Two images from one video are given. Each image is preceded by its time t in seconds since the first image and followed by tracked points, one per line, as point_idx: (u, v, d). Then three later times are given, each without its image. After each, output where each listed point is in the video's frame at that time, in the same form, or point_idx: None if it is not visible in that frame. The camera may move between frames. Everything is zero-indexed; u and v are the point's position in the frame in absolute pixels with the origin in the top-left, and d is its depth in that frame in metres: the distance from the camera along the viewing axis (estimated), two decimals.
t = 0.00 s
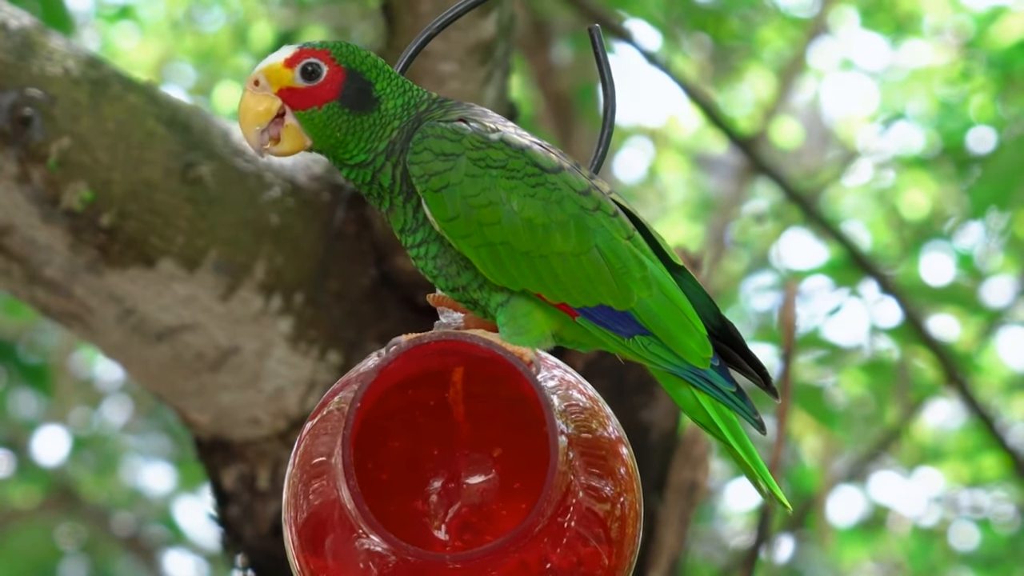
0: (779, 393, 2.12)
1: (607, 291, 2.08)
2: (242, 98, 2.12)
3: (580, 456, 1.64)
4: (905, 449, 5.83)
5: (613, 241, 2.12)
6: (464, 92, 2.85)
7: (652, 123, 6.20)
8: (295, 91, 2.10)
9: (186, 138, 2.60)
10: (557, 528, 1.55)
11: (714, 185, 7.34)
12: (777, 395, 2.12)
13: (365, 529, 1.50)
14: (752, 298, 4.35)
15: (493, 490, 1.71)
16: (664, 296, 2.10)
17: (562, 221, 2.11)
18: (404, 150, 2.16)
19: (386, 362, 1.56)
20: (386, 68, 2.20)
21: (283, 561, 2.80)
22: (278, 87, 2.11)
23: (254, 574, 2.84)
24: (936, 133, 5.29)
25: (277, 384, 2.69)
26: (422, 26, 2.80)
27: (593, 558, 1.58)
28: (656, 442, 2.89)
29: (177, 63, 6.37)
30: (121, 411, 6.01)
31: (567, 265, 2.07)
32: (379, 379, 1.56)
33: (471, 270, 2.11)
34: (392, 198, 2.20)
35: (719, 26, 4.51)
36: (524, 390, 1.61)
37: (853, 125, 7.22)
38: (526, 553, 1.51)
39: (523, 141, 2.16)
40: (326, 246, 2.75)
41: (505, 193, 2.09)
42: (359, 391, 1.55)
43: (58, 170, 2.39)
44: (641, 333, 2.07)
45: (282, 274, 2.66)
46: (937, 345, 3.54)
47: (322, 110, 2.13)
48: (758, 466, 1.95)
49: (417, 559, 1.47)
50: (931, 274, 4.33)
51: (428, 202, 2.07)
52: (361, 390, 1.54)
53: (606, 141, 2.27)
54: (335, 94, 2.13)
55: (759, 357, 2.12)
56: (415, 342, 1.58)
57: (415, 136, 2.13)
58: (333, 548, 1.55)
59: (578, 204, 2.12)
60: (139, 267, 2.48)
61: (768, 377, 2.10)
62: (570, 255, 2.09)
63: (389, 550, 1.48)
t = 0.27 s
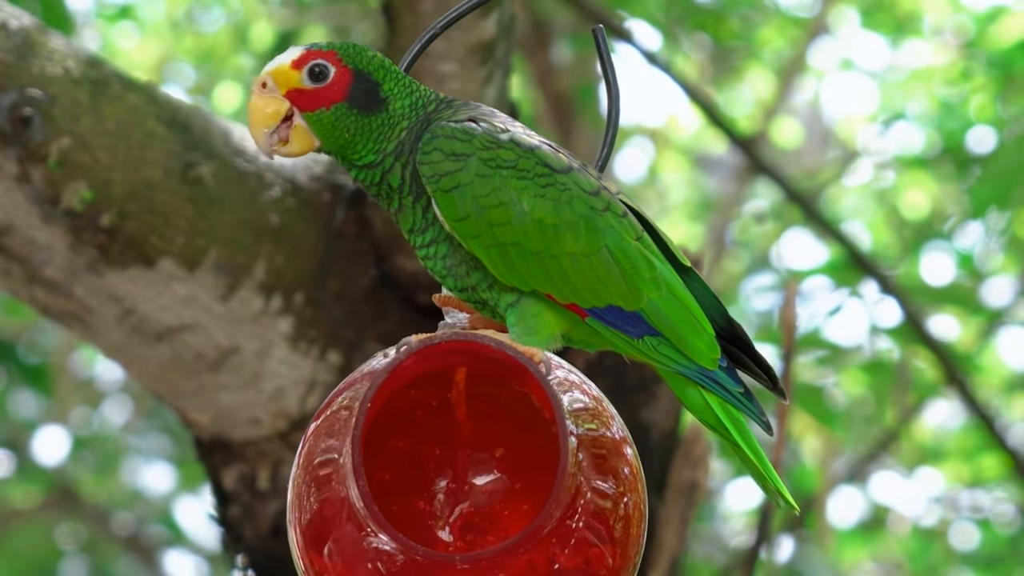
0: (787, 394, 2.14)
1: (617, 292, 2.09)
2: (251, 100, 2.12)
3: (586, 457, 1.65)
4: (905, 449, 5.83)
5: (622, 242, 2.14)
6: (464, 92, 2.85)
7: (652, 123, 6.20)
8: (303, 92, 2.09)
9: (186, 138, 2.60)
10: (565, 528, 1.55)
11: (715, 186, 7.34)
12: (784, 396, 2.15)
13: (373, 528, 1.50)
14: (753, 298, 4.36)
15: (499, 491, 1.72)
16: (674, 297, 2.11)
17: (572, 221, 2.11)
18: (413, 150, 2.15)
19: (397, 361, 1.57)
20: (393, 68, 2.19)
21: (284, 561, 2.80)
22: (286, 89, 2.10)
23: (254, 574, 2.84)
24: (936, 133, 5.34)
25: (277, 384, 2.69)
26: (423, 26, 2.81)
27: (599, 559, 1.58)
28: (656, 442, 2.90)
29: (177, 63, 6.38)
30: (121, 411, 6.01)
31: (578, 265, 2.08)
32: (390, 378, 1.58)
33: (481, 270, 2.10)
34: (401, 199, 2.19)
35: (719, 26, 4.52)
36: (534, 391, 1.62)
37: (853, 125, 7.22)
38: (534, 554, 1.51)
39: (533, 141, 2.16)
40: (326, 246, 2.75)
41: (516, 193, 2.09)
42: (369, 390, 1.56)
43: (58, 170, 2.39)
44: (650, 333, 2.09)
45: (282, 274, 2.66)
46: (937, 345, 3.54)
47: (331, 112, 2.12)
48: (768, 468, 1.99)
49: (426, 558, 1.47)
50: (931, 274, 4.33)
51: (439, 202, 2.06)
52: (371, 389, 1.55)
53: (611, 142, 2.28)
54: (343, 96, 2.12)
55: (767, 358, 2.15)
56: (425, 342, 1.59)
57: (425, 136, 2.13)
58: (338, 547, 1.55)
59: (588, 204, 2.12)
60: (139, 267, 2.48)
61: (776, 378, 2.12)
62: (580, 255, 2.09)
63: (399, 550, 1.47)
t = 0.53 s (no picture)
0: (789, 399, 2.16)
1: (621, 296, 2.11)
2: (255, 104, 2.10)
3: (586, 459, 1.65)
4: (905, 449, 5.83)
5: (626, 245, 2.15)
6: (464, 92, 2.85)
7: (652, 123, 6.20)
8: (306, 95, 2.07)
9: (186, 138, 2.60)
10: (565, 531, 1.55)
11: (715, 185, 7.34)
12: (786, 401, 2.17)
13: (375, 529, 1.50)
14: (753, 298, 4.36)
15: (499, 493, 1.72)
16: (676, 301, 2.14)
17: (576, 225, 2.12)
18: (418, 152, 2.15)
19: (401, 365, 1.57)
20: (397, 70, 2.18)
21: (283, 561, 2.80)
22: (290, 92, 2.08)
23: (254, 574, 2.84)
24: (936, 133, 5.25)
25: (277, 384, 2.69)
26: (422, 26, 2.81)
27: (599, 561, 1.59)
28: (656, 442, 2.90)
29: (177, 63, 6.40)
30: (121, 411, 6.01)
31: (582, 269, 2.09)
32: (393, 382, 1.58)
33: (485, 272, 2.10)
34: (405, 201, 2.19)
35: (719, 26, 4.52)
36: (537, 395, 1.62)
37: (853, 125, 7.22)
38: (535, 557, 1.51)
39: (537, 144, 2.17)
40: (326, 246, 2.75)
41: (521, 196, 2.09)
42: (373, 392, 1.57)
43: (58, 170, 2.39)
44: (653, 337, 2.11)
45: (282, 274, 2.66)
46: (938, 345, 3.53)
47: (334, 113, 2.10)
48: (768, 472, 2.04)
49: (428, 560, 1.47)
50: (931, 274, 4.33)
51: (443, 204, 2.06)
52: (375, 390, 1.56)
53: (610, 144, 2.28)
54: (347, 97, 2.10)
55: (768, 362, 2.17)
56: (427, 344, 1.59)
57: (430, 138, 2.12)
58: (339, 549, 1.54)
59: (592, 207, 2.13)
60: (139, 267, 2.48)
61: (777, 382, 2.14)
62: (584, 259, 2.11)
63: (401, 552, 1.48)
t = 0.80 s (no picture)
0: (787, 404, 2.17)
1: (620, 299, 2.12)
2: (255, 104, 2.10)
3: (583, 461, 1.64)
4: (905, 449, 5.83)
5: (626, 249, 2.16)
6: (464, 92, 2.85)
7: (652, 123, 6.19)
8: (307, 95, 2.07)
9: (186, 138, 2.60)
10: (563, 533, 1.54)
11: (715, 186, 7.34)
12: (783, 406, 2.17)
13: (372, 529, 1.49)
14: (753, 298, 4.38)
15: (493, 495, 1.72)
16: (675, 305, 2.15)
17: (576, 228, 2.13)
18: (419, 153, 2.16)
19: (402, 364, 1.59)
20: (398, 70, 2.17)
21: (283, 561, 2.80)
22: (291, 92, 2.08)
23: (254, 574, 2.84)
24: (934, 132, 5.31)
25: (277, 384, 2.69)
26: (422, 27, 2.80)
27: (595, 562, 1.58)
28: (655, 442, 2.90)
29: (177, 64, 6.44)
30: (121, 411, 6.01)
31: (582, 272, 2.10)
32: (393, 382, 1.59)
33: (484, 274, 2.11)
34: (405, 201, 2.19)
35: (719, 25, 4.52)
36: (534, 397, 1.62)
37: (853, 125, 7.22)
38: (533, 559, 1.50)
39: (538, 147, 2.17)
40: (326, 246, 2.75)
41: (522, 198, 2.10)
42: (373, 393, 1.58)
43: (58, 170, 2.39)
44: (652, 340, 2.12)
45: (282, 274, 2.66)
46: (938, 345, 3.53)
47: (335, 113, 2.10)
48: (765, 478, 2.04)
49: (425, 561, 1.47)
50: (931, 274, 4.33)
51: (444, 206, 2.07)
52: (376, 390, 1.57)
53: (608, 145, 2.28)
54: (348, 97, 2.10)
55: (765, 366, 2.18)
56: (429, 345, 1.61)
57: (431, 139, 2.13)
58: (334, 549, 1.54)
59: (593, 211, 2.14)
60: (139, 267, 2.48)
61: (774, 387, 2.16)
62: (584, 262, 2.11)
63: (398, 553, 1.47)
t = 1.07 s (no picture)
0: (786, 405, 2.18)
1: (622, 299, 2.12)
2: (256, 103, 2.11)
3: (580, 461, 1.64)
4: (905, 449, 5.83)
5: (627, 249, 2.17)
6: (464, 92, 2.84)
7: (652, 123, 6.20)
8: (308, 94, 2.08)
9: (186, 138, 2.60)
10: (562, 533, 1.54)
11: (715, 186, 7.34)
12: (783, 407, 2.18)
13: (372, 526, 1.49)
14: (753, 298, 4.38)
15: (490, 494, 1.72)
16: (676, 305, 2.16)
17: (578, 227, 2.13)
18: (421, 151, 2.16)
19: (404, 362, 1.57)
20: (399, 69, 2.18)
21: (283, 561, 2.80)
22: (291, 91, 2.09)
23: (254, 574, 2.84)
24: (934, 132, 5.30)
25: (277, 384, 2.69)
26: (421, 27, 2.80)
27: (593, 562, 1.58)
28: (655, 442, 2.91)
29: (177, 63, 6.43)
30: (121, 411, 6.01)
31: (584, 271, 2.10)
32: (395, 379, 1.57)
33: (485, 273, 2.10)
34: (406, 200, 2.19)
35: (719, 26, 4.52)
36: (534, 395, 1.61)
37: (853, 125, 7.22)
38: (531, 558, 1.50)
39: (540, 146, 2.17)
40: (326, 246, 2.75)
41: (524, 198, 2.10)
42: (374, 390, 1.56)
43: (58, 170, 2.39)
44: (653, 340, 2.12)
45: (282, 274, 2.66)
46: (938, 345, 3.53)
47: (336, 111, 2.11)
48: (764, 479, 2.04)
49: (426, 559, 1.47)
50: (931, 274, 4.33)
51: (446, 204, 2.07)
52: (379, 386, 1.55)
53: (605, 144, 2.28)
54: (348, 95, 2.10)
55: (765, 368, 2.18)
56: (431, 342, 1.58)
57: (433, 138, 2.13)
58: (333, 546, 1.53)
59: (595, 211, 2.14)
60: (139, 267, 2.48)
61: (773, 388, 2.16)
62: (586, 262, 2.11)
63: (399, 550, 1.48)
